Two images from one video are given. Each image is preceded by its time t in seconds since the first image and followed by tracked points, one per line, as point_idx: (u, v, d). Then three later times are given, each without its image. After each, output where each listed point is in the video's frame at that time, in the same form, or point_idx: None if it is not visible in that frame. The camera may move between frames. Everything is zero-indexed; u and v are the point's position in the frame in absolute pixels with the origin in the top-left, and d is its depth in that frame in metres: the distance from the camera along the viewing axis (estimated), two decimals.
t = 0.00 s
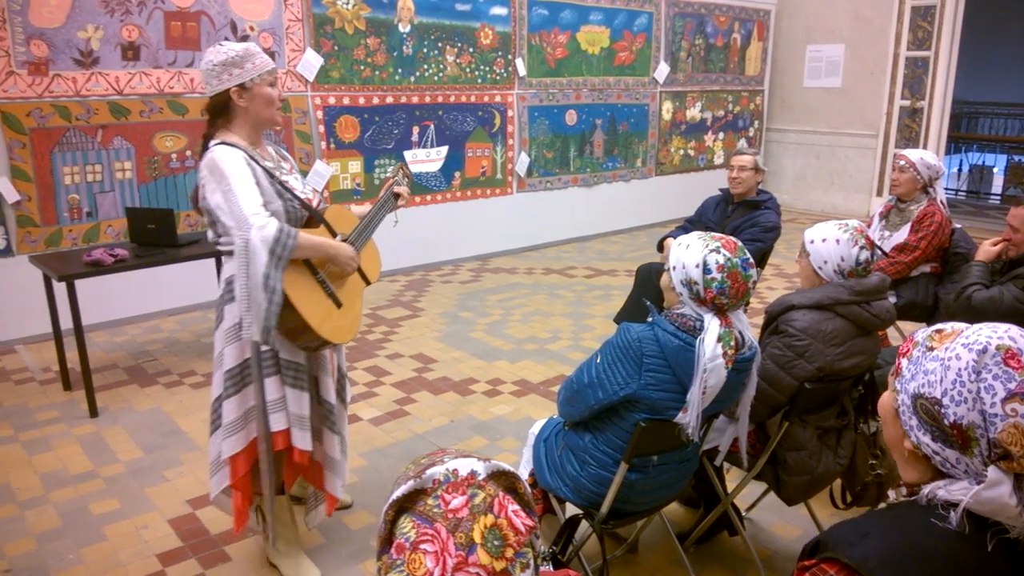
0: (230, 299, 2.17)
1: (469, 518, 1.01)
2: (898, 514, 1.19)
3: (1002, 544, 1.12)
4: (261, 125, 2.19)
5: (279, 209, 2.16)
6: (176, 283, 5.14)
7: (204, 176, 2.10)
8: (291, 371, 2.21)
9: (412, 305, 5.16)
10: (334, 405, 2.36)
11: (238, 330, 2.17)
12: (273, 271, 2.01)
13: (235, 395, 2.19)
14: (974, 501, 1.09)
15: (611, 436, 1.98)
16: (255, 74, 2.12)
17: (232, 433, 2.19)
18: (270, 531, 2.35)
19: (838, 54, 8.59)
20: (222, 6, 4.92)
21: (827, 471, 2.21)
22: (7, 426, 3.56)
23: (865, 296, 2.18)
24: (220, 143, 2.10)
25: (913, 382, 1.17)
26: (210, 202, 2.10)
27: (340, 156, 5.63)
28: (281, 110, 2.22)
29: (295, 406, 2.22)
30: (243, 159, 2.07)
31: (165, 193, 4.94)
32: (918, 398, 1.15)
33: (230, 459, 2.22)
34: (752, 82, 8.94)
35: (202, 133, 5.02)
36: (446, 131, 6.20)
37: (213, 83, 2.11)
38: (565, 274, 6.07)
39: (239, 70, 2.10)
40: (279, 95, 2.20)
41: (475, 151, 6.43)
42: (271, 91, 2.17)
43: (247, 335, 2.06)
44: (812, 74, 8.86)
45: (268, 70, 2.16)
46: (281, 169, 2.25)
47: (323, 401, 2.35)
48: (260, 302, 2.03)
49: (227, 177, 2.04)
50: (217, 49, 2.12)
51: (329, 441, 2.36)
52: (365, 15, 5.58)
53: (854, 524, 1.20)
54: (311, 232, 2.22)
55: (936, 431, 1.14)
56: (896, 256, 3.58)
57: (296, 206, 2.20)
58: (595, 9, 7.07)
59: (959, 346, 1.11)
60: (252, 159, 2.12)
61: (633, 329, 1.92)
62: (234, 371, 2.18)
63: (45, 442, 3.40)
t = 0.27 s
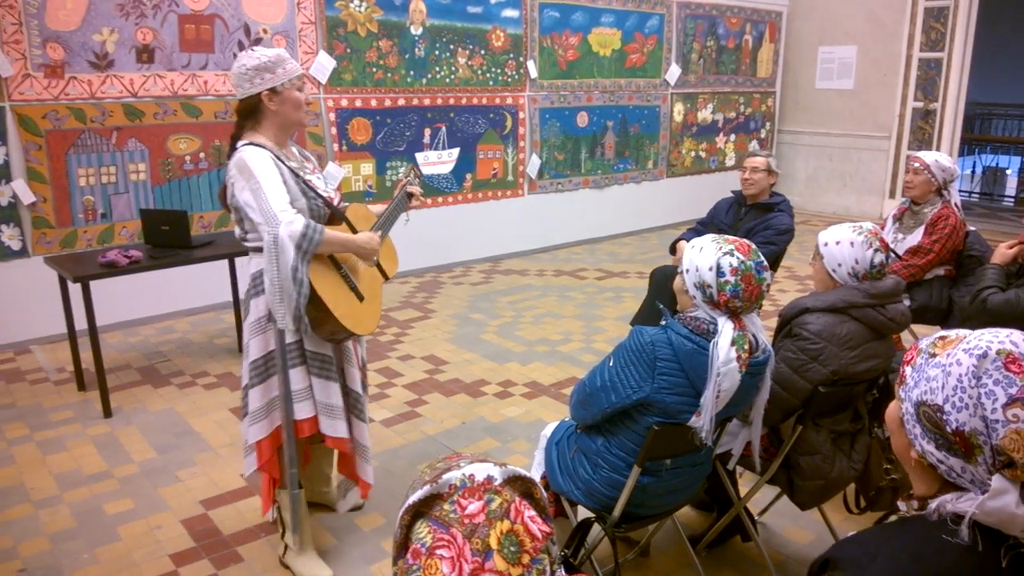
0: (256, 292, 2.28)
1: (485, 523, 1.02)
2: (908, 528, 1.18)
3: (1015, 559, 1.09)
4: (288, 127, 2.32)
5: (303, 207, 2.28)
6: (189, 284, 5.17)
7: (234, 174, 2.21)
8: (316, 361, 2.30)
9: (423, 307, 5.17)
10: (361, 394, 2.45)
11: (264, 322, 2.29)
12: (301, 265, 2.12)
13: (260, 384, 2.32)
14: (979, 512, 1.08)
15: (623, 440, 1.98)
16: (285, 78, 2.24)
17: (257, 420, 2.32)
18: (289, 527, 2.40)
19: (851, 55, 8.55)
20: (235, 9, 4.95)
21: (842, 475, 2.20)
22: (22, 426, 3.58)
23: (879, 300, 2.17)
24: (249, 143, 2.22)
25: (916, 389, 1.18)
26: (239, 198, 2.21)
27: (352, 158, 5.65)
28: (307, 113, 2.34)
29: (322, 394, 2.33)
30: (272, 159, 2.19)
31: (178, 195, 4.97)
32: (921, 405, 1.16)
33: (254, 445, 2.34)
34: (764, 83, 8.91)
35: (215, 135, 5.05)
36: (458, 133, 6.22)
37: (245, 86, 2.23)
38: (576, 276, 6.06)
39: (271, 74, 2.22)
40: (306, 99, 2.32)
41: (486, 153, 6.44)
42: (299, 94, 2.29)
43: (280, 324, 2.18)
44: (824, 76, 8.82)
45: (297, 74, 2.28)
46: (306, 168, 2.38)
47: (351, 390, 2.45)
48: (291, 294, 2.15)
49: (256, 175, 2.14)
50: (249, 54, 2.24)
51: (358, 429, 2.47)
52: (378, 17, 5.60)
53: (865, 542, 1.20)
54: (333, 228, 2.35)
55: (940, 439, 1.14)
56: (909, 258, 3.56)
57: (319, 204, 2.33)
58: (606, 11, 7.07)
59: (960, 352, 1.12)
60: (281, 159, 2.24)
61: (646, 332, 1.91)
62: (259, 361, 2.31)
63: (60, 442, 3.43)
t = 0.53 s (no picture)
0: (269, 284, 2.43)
1: (500, 529, 1.03)
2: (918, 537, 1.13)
3: None
4: (307, 126, 2.46)
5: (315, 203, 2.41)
6: (201, 284, 5.19)
7: (250, 169, 2.35)
8: (325, 351, 2.45)
9: (434, 307, 5.17)
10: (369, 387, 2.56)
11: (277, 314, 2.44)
12: (309, 259, 2.23)
13: (271, 372, 2.47)
14: (993, 520, 1.04)
15: (636, 442, 1.97)
16: (306, 80, 2.38)
17: (269, 404, 2.49)
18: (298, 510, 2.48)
19: (863, 55, 8.49)
20: (246, 9, 4.97)
21: (855, 478, 2.18)
22: (35, 425, 3.60)
23: (893, 302, 2.16)
24: (266, 141, 2.37)
25: (927, 392, 1.16)
26: (254, 193, 2.35)
27: (363, 159, 5.65)
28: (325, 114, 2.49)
29: (330, 383, 2.46)
30: (287, 157, 2.33)
31: (190, 195, 4.98)
32: (933, 408, 1.13)
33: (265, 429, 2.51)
34: (776, 83, 8.87)
35: (227, 135, 5.07)
36: (469, 133, 6.22)
37: (267, 86, 2.37)
38: (587, 276, 6.04)
39: (292, 76, 2.36)
40: (324, 100, 2.47)
41: (497, 153, 6.43)
42: (318, 95, 2.44)
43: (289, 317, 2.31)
44: (836, 76, 8.77)
45: (317, 77, 2.43)
46: (320, 167, 2.51)
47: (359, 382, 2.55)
48: (300, 287, 2.27)
49: (271, 172, 2.28)
50: (271, 56, 2.38)
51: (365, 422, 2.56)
52: (389, 17, 5.60)
53: (874, 552, 1.13)
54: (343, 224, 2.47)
55: (951, 443, 1.12)
56: (923, 260, 3.53)
57: (331, 201, 2.45)
58: (617, 11, 7.05)
59: (973, 354, 1.10)
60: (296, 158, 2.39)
61: (658, 334, 1.90)
62: (271, 351, 2.46)
63: (72, 441, 3.44)
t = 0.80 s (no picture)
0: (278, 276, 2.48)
1: (514, 533, 1.09)
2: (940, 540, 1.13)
3: None
4: (317, 121, 2.45)
5: (323, 196, 2.42)
6: (209, 280, 5.19)
7: (260, 162, 2.38)
8: (332, 342, 2.49)
9: (442, 304, 5.16)
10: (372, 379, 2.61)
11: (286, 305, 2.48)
12: (311, 251, 2.27)
13: (282, 361, 2.51)
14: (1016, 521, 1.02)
15: (646, 442, 1.95)
16: (316, 75, 2.37)
17: (280, 393, 2.53)
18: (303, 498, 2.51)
19: (874, 53, 8.43)
20: (255, 4, 4.96)
21: (866, 479, 2.16)
22: (42, 419, 3.61)
23: (907, 302, 2.13)
24: (276, 135, 2.38)
25: (950, 389, 1.12)
26: (262, 185, 2.37)
27: (371, 155, 5.64)
28: (335, 109, 2.47)
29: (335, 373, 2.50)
30: (295, 150, 2.35)
31: (198, 190, 4.98)
32: (956, 405, 1.10)
33: (278, 417, 2.56)
34: (786, 81, 8.82)
35: (235, 130, 5.07)
36: (477, 129, 6.20)
37: (277, 81, 2.37)
38: (595, 274, 6.02)
39: (303, 70, 2.35)
40: (334, 95, 2.45)
41: (506, 150, 6.41)
42: (328, 90, 2.42)
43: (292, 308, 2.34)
44: (847, 74, 8.71)
45: (328, 72, 2.41)
46: (330, 159, 2.51)
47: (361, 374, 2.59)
48: (302, 277, 2.31)
49: (278, 165, 2.30)
50: (282, 50, 2.37)
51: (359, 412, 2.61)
52: (397, 13, 5.58)
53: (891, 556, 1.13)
54: (350, 218, 2.47)
55: (974, 441, 1.08)
56: (934, 259, 3.50)
57: (339, 194, 2.46)
58: (627, 7, 7.01)
59: (1000, 351, 1.07)
60: (304, 152, 2.39)
61: (670, 333, 1.88)
62: (282, 341, 2.50)
63: (80, 436, 3.45)
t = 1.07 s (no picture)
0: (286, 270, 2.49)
1: (532, 541, 1.15)
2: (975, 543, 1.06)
3: None
4: (328, 116, 2.45)
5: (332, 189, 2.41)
6: (219, 275, 5.20)
7: (271, 156, 2.38)
8: (340, 336, 2.50)
9: (451, 300, 5.16)
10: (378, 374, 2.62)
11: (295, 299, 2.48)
12: (319, 244, 2.26)
13: (290, 355, 2.50)
14: None
15: (659, 443, 1.94)
16: (326, 70, 2.36)
17: (287, 387, 2.51)
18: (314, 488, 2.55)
19: (887, 50, 8.36)
20: None
21: (882, 481, 2.15)
22: (54, 413, 3.63)
23: (926, 302, 2.12)
24: (287, 129, 2.37)
25: (991, 385, 1.08)
26: (272, 178, 2.37)
27: (382, 150, 5.64)
28: (346, 104, 2.46)
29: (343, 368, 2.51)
30: (304, 144, 2.34)
31: (209, 185, 4.99)
32: (998, 401, 1.06)
33: (286, 411, 2.55)
34: (798, 77, 8.77)
35: (247, 125, 5.07)
36: (488, 125, 6.19)
37: (289, 76, 2.36)
38: (605, 271, 6.01)
39: (314, 66, 2.34)
40: (345, 90, 2.44)
41: (516, 146, 6.40)
42: (339, 86, 2.41)
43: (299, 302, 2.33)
44: (859, 70, 8.65)
45: (339, 67, 2.40)
46: (340, 154, 2.51)
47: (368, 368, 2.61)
48: (308, 270, 2.30)
49: (288, 159, 2.30)
50: (294, 45, 2.37)
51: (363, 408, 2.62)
52: (409, 8, 5.57)
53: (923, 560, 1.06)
54: (360, 213, 2.47)
55: (1016, 438, 1.03)
56: (950, 259, 3.46)
57: (349, 188, 2.45)
58: (638, 3, 6.98)
59: None
60: (314, 146, 2.39)
61: (684, 333, 1.87)
62: (290, 334, 2.50)
63: (91, 430, 3.46)
